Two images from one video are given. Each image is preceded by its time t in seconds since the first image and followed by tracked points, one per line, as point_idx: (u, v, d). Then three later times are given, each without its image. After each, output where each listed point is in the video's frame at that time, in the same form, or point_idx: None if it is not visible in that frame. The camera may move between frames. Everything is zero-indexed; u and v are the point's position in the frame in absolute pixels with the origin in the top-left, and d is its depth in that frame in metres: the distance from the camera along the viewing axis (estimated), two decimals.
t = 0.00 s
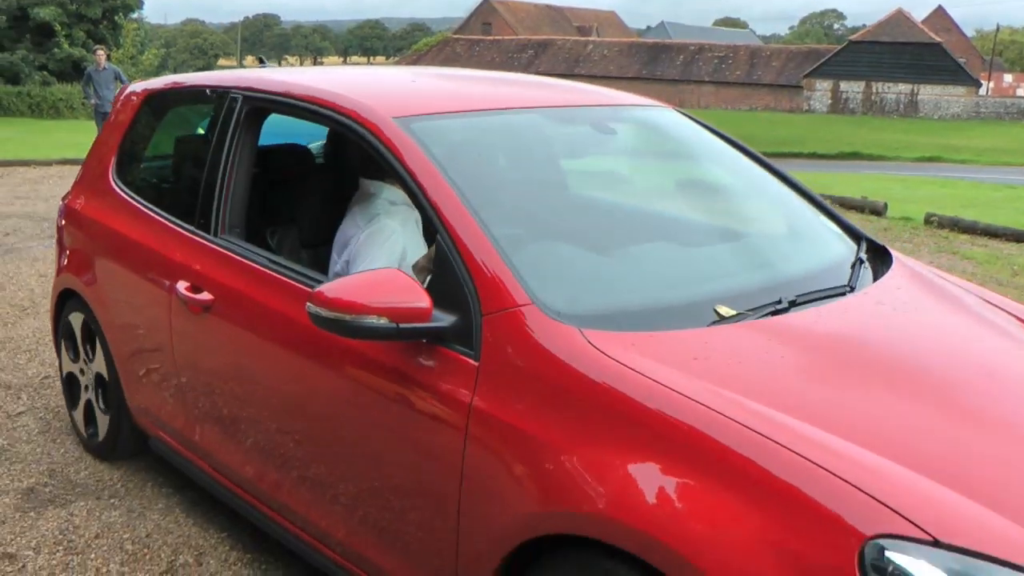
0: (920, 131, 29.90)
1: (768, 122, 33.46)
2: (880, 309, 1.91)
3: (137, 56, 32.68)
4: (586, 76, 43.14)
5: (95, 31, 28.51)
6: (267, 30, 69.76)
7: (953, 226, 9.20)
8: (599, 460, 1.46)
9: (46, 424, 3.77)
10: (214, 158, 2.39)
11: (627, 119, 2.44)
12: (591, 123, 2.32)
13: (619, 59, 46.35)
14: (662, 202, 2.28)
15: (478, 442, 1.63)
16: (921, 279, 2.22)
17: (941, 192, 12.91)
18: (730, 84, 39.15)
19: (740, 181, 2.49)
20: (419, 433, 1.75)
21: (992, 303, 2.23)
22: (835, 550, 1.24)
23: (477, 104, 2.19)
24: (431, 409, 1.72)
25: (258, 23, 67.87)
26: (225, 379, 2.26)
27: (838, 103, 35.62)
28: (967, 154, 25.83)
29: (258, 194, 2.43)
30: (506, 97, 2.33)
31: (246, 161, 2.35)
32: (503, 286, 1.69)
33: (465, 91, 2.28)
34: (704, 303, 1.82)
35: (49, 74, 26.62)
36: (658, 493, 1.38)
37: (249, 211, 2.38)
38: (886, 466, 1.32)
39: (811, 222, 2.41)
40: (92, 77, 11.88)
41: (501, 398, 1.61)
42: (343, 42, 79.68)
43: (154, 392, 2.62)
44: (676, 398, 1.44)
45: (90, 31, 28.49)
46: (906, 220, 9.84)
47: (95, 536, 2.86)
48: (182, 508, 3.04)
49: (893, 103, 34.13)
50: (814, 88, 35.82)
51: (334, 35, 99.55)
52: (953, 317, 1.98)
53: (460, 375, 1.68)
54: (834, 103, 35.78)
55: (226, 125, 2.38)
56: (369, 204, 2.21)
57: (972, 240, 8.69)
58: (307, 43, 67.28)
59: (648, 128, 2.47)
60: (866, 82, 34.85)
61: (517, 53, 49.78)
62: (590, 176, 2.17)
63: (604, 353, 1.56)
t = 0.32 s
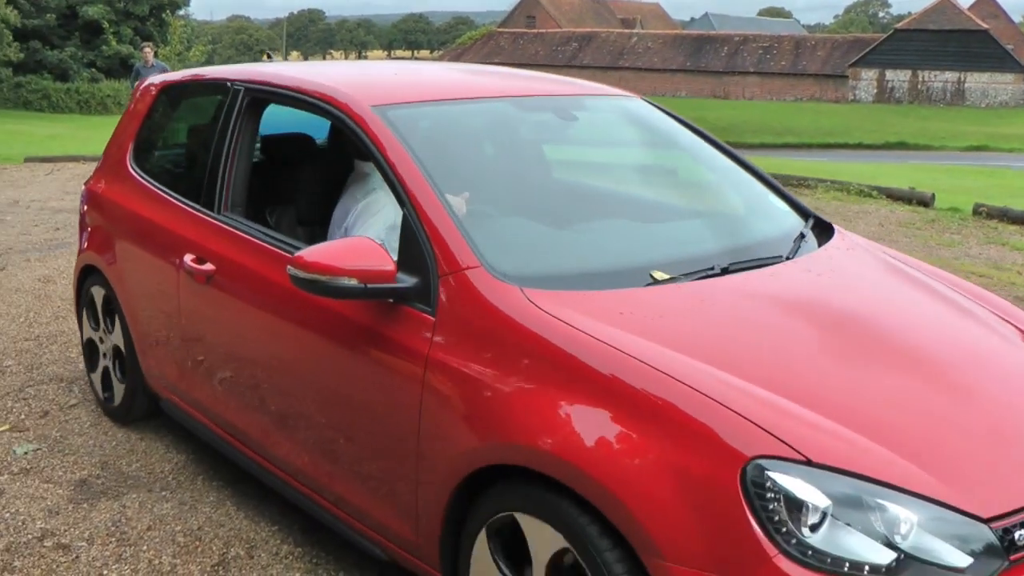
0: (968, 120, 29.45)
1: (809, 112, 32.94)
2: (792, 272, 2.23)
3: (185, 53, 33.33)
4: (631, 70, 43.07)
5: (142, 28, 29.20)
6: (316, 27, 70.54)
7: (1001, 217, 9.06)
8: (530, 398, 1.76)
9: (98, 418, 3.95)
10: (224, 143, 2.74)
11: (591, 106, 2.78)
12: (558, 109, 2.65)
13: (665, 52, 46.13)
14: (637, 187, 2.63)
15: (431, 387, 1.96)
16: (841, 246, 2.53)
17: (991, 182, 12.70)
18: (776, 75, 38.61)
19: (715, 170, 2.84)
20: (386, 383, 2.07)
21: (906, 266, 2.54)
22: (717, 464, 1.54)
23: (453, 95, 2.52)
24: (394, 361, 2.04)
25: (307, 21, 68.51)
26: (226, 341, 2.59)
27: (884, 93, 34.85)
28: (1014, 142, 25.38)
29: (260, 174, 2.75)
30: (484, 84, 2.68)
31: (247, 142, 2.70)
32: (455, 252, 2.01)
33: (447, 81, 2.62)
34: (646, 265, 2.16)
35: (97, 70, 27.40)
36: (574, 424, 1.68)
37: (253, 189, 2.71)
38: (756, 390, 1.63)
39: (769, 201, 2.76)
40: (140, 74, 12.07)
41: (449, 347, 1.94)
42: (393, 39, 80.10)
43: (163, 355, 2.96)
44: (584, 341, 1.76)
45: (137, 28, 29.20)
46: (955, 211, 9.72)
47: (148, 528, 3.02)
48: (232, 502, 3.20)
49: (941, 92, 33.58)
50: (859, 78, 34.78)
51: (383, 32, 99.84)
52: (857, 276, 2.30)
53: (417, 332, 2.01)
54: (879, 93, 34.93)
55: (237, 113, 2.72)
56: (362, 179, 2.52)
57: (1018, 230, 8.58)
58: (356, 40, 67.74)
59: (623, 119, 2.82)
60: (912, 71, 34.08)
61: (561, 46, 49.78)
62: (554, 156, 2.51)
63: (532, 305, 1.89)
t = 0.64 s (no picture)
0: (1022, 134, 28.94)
1: (862, 125, 32.61)
2: (730, 264, 2.56)
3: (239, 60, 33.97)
4: (683, 80, 42.98)
5: (196, 35, 29.95)
6: (374, 39, 71.39)
7: None
8: (483, 364, 2.09)
9: (151, 420, 4.14)
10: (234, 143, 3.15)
11: (564, 115, 3.15)
12: (529, 116, 3.04)
13: (720, 63, 45.89)
14: (611, 190, 3.02)
15: (405, 356, 2.29)
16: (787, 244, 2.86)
17: None
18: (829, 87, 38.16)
19: (681, 177, 3.24)
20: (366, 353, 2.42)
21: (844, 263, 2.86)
22: (630, 425, 1.84)
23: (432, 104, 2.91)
24: (373, 333, 2.40)
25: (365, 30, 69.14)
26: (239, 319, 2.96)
27: (937, 105, 34.37)
28: None
29: (264, 170, 3.14)
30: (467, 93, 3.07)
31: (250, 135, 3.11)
32: (422, 239, 2.39)
33: (430, 89, 3.03)
34: (593, 252, 2.53)
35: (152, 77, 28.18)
36: (519, 389, 2.00)
37: (258, 182, 3.11)
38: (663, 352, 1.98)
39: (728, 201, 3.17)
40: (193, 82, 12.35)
41: (419, 321, 2.29)
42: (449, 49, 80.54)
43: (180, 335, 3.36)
44: (530, 320, 2.08)
45: (191, 35, 29.93)
46: (1008, 227, 9.55)
47: (197, 529, 3.16)
48: (281, 506, 3.34)
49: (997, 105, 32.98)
50: (909, 90, 34.31)
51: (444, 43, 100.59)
52: (792, 268, 2.63)
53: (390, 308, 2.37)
54: (932, 105, 34.47)
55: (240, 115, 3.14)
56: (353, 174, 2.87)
57: None
58: (413, 51, 68.27)
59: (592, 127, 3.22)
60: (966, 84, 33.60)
61: (614, 56, 49.84)
62: (527, 157, 2.89)
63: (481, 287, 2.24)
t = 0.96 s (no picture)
0: None
1: (908, 138, 32.27)
2: (676, 258, 2.94)
3: (284, 74, 34.36)
4: (725, 93, 42.75)
5: (240, 48, 30.26)
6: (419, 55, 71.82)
7: None
8: (447, 344, 2.47)
9: (195, 431, 4.18)
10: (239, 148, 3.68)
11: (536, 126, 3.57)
12: (503, 126, 3.46)
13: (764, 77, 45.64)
14: (583, 192, 3.42)
15: (384, 338, 2.68)
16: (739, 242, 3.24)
17: None
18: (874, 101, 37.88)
19: (649, 183, 3.63)
20: (352, 336, 2.81)
21: (792, 258, 3.23)
22: (558, 390, 2.20)
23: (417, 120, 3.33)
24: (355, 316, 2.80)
25: (409, 45, 69.49)
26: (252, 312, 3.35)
27: (983, 117, 33.95)
28: None
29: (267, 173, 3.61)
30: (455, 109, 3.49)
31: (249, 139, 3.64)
32: (390, 226, 2.83)
33: (419, 105, 3.44)
34: (550, 246, 2.92)
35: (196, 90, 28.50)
36: (478, 365, 2.36)
37: (260, 183, 3.59)
38: (594, 328, 2.35)
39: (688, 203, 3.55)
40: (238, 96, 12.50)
41: (397, 307, 2.68)
42: (493, 64, 80.71)
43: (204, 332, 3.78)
44: (487, 305, 2.46)
45: (235, 49, 30.25)
46: None
47: (242, 539, 3.17)
48: (325, 517, 3.35)
49: None
50: (955, 103, 33.94)
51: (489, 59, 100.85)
52: (738, 262, 3.00)
53: (367, 293, 2.79)
54: (978, 117, 34.05)
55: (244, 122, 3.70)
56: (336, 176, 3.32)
57: None
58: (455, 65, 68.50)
59: (568, 139, 3.62)
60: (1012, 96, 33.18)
61: (657, 70, 49.73)
62: (502, 164, 3.30)
63: (446, 277, 2.63)
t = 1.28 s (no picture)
0: None
1: (952, 146, 32.00)
2: (634, 253, 3.28)
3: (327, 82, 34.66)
4: (768, 101, 42.57)
5: (284, 57, 30.53)
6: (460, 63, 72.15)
7: None
8: (409, 325, 2.83)
9: (239, 438, 4.23)
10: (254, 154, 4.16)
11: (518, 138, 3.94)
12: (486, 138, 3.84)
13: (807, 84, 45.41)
14: (559, 195, 3.79)
15: (362, 320, 3.03)
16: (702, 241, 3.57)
17: None
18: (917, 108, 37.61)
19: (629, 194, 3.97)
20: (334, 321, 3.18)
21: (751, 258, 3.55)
22: (496, 365, 2.54)
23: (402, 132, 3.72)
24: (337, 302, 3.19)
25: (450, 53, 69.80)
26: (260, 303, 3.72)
27: None
28: None
29: (275, 175, 4.06)
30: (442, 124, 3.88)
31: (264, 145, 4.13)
32: (366, 222, 3.23)
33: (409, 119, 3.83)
34: (513, 238, 3.28)
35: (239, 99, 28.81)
36: (434, 344, 2.71)
37: (268, 184, 4.04)
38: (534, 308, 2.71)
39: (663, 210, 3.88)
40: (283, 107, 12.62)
41: (371, 294, 3.04)
42: (533, 72, 80.80)
43: (224, 324, 4.17)
44: (446, 290, 2.81)
45: (279, 58, 30.54)
46: None
47: (287, 546, 3.21)
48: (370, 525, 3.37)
49: None
50: (1000, 110, 33.61)
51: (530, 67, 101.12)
52: (694, 259, 3.33)
53: (346, 282, 3.17)
54: None
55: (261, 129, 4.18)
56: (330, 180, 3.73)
57: None
58: (497, 74, 68.72)
59: (549, 153, 3.98)
60: None
61: (699, 78, 49.62)
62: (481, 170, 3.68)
63: (412, 267, 2.98)
